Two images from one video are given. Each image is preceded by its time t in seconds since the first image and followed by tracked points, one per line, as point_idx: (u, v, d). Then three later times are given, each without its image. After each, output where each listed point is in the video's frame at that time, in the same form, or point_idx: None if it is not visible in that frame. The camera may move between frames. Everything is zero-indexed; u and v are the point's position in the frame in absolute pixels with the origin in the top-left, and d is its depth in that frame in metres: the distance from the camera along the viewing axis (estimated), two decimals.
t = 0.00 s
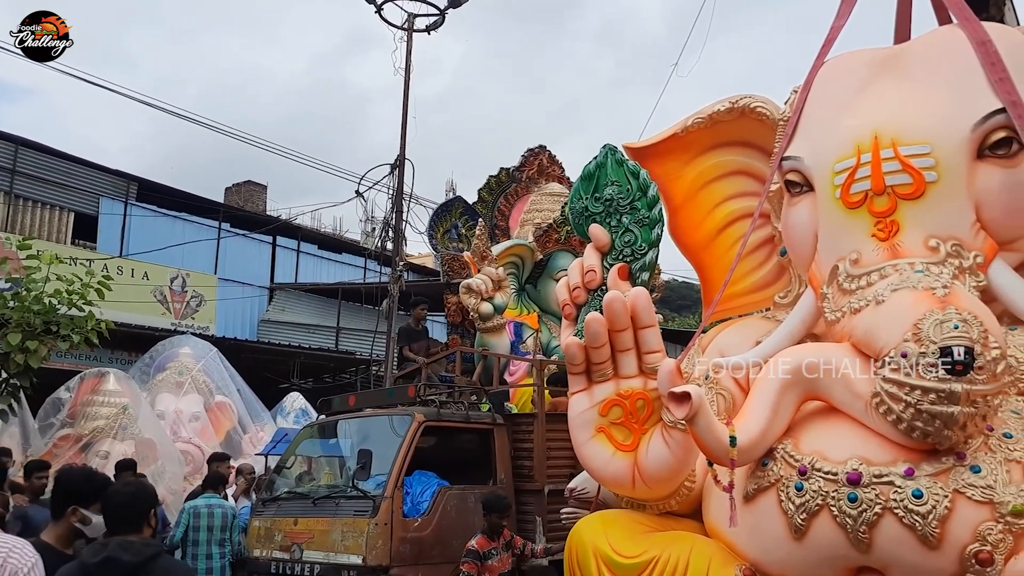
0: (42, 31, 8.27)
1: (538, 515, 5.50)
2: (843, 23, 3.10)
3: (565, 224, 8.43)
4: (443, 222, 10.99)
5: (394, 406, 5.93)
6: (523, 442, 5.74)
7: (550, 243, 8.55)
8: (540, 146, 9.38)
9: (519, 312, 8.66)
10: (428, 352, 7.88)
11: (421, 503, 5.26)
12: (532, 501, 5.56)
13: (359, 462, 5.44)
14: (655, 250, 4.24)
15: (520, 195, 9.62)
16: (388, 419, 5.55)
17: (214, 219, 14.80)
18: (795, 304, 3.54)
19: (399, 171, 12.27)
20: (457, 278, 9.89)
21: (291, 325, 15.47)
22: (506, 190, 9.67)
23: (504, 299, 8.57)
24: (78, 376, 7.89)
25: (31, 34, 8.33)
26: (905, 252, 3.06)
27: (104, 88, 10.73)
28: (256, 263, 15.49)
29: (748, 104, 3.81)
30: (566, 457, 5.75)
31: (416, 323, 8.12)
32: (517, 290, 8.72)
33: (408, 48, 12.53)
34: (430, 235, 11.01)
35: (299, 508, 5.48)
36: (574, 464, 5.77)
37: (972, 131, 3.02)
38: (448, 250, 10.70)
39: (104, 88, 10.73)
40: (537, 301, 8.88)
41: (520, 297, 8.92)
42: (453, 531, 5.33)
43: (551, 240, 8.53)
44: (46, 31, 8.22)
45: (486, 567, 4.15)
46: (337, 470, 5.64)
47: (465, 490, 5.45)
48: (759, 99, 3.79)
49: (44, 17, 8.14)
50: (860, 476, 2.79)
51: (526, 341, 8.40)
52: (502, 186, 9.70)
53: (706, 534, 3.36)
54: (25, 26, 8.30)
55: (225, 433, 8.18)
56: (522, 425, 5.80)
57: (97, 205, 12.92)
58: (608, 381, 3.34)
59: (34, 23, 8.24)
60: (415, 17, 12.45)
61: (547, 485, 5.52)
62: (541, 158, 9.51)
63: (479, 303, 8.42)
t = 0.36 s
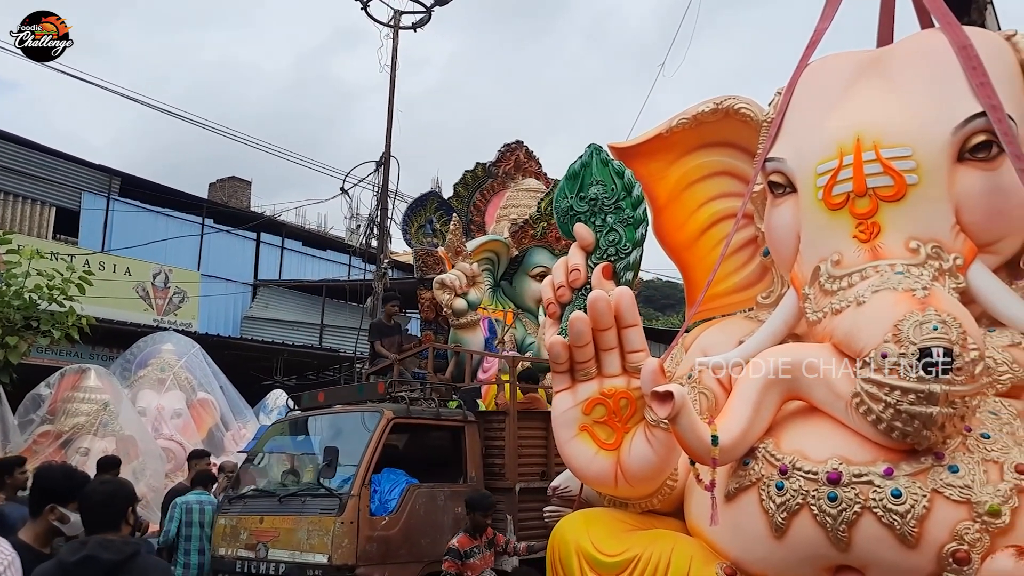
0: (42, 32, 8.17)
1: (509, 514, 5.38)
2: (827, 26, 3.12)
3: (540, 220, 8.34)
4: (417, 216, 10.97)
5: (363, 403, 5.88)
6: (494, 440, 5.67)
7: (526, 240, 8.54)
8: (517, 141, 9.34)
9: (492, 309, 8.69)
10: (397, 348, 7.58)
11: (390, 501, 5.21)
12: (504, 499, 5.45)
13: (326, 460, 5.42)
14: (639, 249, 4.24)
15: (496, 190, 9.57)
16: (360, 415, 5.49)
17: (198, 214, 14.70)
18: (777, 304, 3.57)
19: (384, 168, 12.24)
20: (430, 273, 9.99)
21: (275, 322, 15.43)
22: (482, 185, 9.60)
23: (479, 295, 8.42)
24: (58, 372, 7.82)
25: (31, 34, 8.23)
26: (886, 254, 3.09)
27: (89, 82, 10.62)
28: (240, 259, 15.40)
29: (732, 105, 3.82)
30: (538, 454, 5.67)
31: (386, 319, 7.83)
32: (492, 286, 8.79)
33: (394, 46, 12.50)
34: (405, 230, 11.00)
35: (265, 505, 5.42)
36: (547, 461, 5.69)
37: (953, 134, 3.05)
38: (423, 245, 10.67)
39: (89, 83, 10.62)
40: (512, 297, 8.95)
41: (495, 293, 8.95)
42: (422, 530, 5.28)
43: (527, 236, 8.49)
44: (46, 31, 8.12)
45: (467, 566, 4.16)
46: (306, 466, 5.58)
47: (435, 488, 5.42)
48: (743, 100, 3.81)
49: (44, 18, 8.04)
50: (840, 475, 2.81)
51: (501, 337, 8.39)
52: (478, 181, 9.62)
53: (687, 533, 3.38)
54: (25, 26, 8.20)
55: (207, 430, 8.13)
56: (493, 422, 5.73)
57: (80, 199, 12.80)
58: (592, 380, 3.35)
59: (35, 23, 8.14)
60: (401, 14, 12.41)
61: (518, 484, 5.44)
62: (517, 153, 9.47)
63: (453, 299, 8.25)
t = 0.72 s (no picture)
0: (42, 32, 8.12)
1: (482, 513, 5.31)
2: (816, 30, 3.13)
3: (519, 216, 8.47)
4: (394, 211, 10.79)
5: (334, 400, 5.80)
6: (468, 439, 5.56)
7: (505, 236, 8.57)
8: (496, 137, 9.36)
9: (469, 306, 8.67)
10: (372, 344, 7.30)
11: (359, 500, 5.12)
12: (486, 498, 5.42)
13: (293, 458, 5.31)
14: (629, 250, 4.16)
15: (475, 186, 9.56)
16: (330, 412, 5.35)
17: (186, 211, 14.63)
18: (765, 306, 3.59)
19: (374, 167, 12.22)
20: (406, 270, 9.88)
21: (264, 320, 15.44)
22: (460, 182, 9.61)
23: (456, 292, 8.52)
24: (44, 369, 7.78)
25: (31, 34, 8.18)
26: (872, 257, 3.11)
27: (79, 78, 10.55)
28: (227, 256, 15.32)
29: (721, 107, 3.84)
30: (512, 452, 5.58)
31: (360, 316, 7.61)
32: (470, 282, 8.75)
33: (385, 44, 12.49)
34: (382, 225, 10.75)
35: (232, 504, 5.30)
36: (521, 460, 5.60)
37: (940, 139, 3.07)
38: (399, 241, 10.46)
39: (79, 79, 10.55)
40: (490, 294, 8.90)
41: (473, 290, 8.91)
42: (391, 531, 5.18)
43: (505, 232, 8.56)
44: (46, 31, 8.08)
45: (453, 566, 4.15)
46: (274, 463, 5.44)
47: (405, 487, 5.31)
48: (732, 103, 3.82)
49: (44, 17, 8.00)
50: (825, 477, 2.83)
51: (477, 335, 8.40)
52: (457, 176, 9.66)
53: (673, 533, 3.38)
54: (25, 25, 8.15)
55: (194, 429, 8.07)
56: (467, 420, 5.61)
57: (67, 195, 12.71)
58: (579, 380, 3.36)
59: (34, 23, 8.09)
60: (392, 12, 12.39)
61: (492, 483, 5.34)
62: (497, 148, 9.53)
63: (428, 295, 8.36)
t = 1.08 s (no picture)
0: (42, 32, 8.06)
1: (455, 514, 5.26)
2: (804, 33, 3.15)
3: (497, 213, 8.47)
4: (369, 206, 10.37)
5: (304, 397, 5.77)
6: (441, 439, 5.50)
7: (481, 233, 8.63)
8: (475, 134, 9.29)
9: (446, 303, 8.68)
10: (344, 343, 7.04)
11: (327, 500, 4.94)
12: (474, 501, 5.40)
13: (258, 456, 5.10)
14: (617, 251, 4.14)
15: (452, 182, 9.53)
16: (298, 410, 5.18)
17: (173, 209, 14.56)
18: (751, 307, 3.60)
19: (362, 166, 12.19)
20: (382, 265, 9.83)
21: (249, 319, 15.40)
22: (438, 177, 9.54)
23: (430, 289, 8.62)
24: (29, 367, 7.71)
25: (30, 34, 8.12)
26: (858, 260, 3.12)
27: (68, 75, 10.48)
28: (214, 254, 15.23)
29: (709, 109, 3.85)
30: (486, 451, 5.55)
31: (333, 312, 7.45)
32: (446, 279, 8.79)
33: (374, 43, 12.47)
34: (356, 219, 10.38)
35: (197, 504, 5.12)
36: (494, 460, 5.57)
37: (926, 143, 3.09)
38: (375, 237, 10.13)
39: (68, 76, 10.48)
40: (466, 292, 8.92)
41: (450, 288, 8.94)
42: (360, 532, 4.99)
43: (482, 229, 8.62)
44: (45, 31, 8.03)
45: (440, 566, 4.14)
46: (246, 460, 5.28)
47: (375, 487, 5.13)
48: (720, 105, 3.83)
49: (44, 17, 7.96)
50: (810, 478, 2.84)
51: (453, 333, 8.36)
52: (435, 172, 9.56)
53: (659, 534, 3.39)
54: (25, 25, 8.08)
55: (180, 428, 8.02)
56: (440, 419, 5.53)
57: (52, 192, 12.61)
58: (566, 381, 3.36)
59: (34, 23, 8.03)
60: (381, 11, 12.37)
61: (465, 484, 5.29)
62: (475, 144, 9.47)
63: (403, 292, 8.42)
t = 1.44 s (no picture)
0: (42, 32, 7.92)
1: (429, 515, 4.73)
2: (792, 36, 3.16)
3: (476, 210, 8.29)
4: (346, 203, 9.93)
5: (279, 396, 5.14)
6: (417, 438, 4.91)
7: (460, 230, 8.35)
8: (454, 129, 9.10)
9: (424, 301, 8.33)
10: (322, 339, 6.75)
11: (300, 501, 4.38)
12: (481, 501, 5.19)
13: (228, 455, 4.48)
14: (606, 252, 4.11)
15: (432, 179, 9.21)
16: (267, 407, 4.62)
17: (160, 208, 14.46)
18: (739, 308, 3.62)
19: (351, 165, 12.14)
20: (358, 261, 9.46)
21: (239, 318, 15.37)
22: (417, 173, 9.21)
23: (409, 286, 8.17)
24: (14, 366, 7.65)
25: (31, 34, 7.96)
26: (844, 261, 3.14)
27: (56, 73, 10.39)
28: (202, 253, 15.14)
29: (698, 111, 3.86)
30: (463, 451, 4.96)
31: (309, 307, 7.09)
32: (425, 277, 8.45)
33: (363, 42, 12.43)
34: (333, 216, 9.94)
35: (165, 504, 4.49)
36: (473, 460, 4.99)
37: (912, 146, 3.11)
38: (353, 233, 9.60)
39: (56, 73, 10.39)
40: (445, 290, 8.60)
41: (429, 285, 8.62)
42: (334, 532, 4.45)
43: (462, 226, 8.35)
44: (45, 31, 7.88)
45: (429, 567, 4.07)
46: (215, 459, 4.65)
47: (349, 487, 4.56)
48: (708, 106, 3.84)
49: (44, 17, 7.82)
50: (796, 479, 2.85)
51: (432, 332, 8.07)
52: (413, 168, 9.23)
53: (646, 534, 3.40)
54: (24, 25, 7.95)
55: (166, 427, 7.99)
56: (417, 419, 4.96)
57: (38, 190, 12.50)
58: (554, 381, 3.36)
59: (34, 23, 7.90)
60: (371, 10, 12.34)
61: (441, 484, 4.73)
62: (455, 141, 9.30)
63: (381, 289, 8.00)
